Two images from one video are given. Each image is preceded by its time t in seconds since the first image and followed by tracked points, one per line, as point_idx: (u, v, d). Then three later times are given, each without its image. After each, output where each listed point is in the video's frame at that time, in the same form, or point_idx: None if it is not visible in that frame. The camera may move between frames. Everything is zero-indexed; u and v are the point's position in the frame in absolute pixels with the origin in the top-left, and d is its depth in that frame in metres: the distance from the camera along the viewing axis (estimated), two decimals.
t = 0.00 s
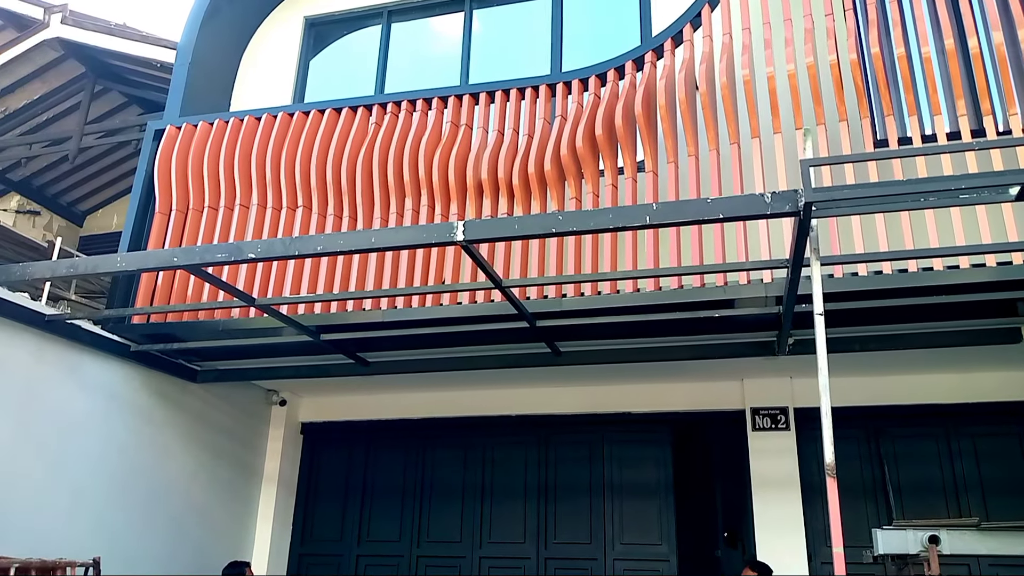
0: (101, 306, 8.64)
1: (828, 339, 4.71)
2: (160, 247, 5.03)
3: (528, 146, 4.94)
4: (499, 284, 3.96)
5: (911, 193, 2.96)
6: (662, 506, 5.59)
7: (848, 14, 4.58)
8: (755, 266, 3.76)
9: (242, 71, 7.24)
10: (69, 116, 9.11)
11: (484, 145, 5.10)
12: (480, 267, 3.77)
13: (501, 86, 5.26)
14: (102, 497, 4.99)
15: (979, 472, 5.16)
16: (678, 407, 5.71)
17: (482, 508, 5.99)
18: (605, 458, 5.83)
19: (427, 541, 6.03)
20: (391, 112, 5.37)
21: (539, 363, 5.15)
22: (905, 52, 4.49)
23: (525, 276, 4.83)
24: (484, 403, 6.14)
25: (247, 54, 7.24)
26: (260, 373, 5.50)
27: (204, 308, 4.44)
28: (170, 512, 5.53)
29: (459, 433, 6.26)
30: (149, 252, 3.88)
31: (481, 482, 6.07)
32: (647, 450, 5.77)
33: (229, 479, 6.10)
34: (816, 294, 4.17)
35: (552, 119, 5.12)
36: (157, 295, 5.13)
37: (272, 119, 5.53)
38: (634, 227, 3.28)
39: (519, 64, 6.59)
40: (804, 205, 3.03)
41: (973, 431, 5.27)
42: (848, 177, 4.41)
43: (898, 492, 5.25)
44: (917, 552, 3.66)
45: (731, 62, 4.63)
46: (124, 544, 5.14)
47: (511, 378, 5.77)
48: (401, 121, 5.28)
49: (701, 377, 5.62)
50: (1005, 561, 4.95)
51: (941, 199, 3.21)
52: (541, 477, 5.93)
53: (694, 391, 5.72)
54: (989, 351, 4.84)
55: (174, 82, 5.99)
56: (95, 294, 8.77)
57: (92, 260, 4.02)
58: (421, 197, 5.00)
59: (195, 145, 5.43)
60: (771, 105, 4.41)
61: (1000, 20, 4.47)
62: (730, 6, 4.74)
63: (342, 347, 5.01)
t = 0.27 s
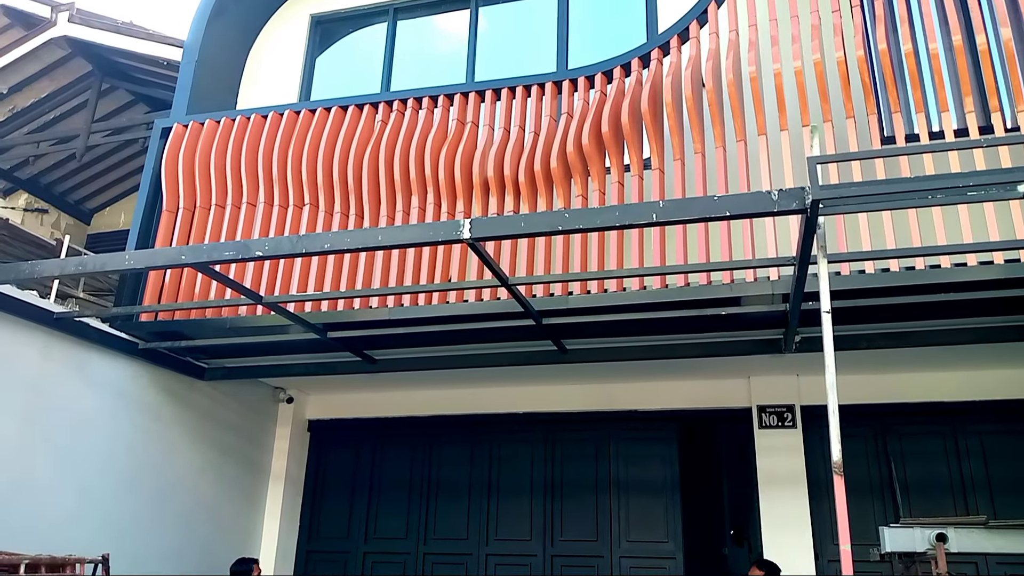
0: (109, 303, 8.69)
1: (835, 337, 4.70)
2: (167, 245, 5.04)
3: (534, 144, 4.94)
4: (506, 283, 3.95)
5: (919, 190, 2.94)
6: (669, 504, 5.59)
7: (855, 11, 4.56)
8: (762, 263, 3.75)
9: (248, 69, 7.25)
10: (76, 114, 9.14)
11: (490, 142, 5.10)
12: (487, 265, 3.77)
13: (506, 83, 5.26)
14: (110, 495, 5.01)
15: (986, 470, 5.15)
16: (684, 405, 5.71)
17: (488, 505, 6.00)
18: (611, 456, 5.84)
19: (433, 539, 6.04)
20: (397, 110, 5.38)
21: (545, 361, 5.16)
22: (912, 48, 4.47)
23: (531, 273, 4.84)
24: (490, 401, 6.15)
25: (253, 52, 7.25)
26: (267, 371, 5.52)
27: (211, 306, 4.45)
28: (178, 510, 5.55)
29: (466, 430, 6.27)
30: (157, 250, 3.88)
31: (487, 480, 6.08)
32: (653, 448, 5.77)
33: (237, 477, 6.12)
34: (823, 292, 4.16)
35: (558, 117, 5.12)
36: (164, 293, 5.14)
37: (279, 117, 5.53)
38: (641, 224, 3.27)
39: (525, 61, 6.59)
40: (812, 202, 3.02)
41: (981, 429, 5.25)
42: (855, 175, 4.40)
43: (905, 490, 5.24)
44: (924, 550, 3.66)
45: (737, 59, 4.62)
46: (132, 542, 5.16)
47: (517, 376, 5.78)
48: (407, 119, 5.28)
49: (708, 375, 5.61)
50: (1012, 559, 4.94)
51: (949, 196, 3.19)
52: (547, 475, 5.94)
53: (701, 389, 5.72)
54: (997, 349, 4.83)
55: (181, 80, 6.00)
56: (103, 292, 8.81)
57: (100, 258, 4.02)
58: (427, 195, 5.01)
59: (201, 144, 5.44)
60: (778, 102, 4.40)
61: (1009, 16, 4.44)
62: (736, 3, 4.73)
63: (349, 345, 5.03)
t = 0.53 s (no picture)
0: (124, 305, 8.75)
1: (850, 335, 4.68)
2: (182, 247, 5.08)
3: (545, 144, 4.95)
4: (518, 282, 3.95)
5: (933, 187, 2.92)
6: (683, 504, 5.59)
7: (867, 7, 4.54)
8: (776, 262, 3.74)
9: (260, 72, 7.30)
10: (90, 118, 9.22)
11: (502, 142, 5.11)
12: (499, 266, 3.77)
13: (517, 83, 5.26)
14: (126, 496, 5.05)
15: (1003, 469, 5.11)
16: (697, 404, 5.70)
17: (501, 505, 6.01)
18: (624, 455, 5.84)
19: (447, 538, 6.06)
20: (408, 111, 5.40)
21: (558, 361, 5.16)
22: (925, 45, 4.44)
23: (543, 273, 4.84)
24: (503, 401, 6.16)
25: (265, 55, 7.30)
26: (281, 371, 5.55)
27: (225, 307, 4.47)
28: (193, 510, 5.59)
29: (478, 430, 6.29)
30: (172, 252, 3.92)
31: (500, 480, 6.09)
32: (666, 448, 5.77)
33: (252, 477, 6.16)
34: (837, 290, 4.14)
35: (569, 116, 5.12)
36: (179, 294, 5.18)
37: (291, 119, 5.56)
38: (653, 223, 3.27)
39: (535, 61, 6.60)
40: (825, 200, 3.00)
41: (997, 428, 5.22)
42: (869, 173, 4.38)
43: (920, 489, 5.21)
44: (941, 549, 3.64)
45: (748, 57, 4.60)
46: (148, 541, 5.20)
47: (530, 376, 5.79)
48: (419, 120, 5.29)
49: (721, 374, 5.60)
50: None
51: (965, 193, 3.16)
52: (560, 475, 5.95)
53: (714, 388, 5.70)
54: (1014, 347, 4.79)
55: (194, 83, 6.04)
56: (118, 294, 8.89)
57: (115, 260, 4.04)
58: (439, 196, 5.03)
59: (215, 146, 5.48)
60: (790, 100, 4.38)
61: None
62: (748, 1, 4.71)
63: (362, 345, 5.05)
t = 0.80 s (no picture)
0: (134, 305, 8.80)
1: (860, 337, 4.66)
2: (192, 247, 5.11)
3: (555, 145, 4.95)
4: (527, 283, 3.95)
5: (944, 189, 2.90)
6: (691, 505, 5.58)
7: (878, 7, 4.52)
8: (786, 263, 3.72)
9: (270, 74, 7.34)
10: (102, 118, 9.28)
11: (511, 143, 5.12)
12: (508, 267, 3.77)
13: (526, 84, 5.27)
14: (137, 495, 5.08)
15: (1015, 471, 5.08)
16: (706, 405, 5.69)
17: (510, 506, 6.02)
18: (633, 456, 5.84)
19: (456, 539, 6.07)
20: (418, 112, 5.41)
21: (567, 361, 5.16)
22: (937, 45, 4.42)
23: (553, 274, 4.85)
24: (511, 401, 6.17)
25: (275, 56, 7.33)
26: (291, 372, 5.57)
27: (235, 307, 4.49)
28: (203, 509, 5.62)
29: (487, 431, 6.30)
30: (182, 252, 3.93)
31: (508, 480, 6.10)
32: (675, 449, 5.76)
33: (261, 476, 6.19)
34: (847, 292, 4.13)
35: (578, 117, 5.12)
36: (189, 295, 5.20)
37: (301, 120, 5.58)
38: (663, 224, 3.27)
39: (544, 62, 6.60)
40: (836, 202, 2.99)
41: (1009, 430, 5.19)
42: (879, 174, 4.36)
43: (931, 491, 5.19)
44: (952, 551, 3.62)
45: (759, 57, 4.59)
46: (159, 540, 5.23)
47: (538, 376, 5.79)
48: (428, 121, 5.30)
49: (730, 376, 5.59)
50: None
51: (977, 194, 3.14)
52: (569, 475, 5.95)
53: (723, 389, 5.69)
54: None
55: (205, 84, 6.08)
56: (129, 294, 8.94)
57: (127, 260, 4.06)
58: (448, 197, 5.03)
59: (225, 147, 5.51)
60: (800, 101, 4.36)
61: None
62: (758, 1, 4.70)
63: (372, 346, 5.07)
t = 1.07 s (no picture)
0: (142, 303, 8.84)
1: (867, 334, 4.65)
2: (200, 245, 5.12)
3: (561, 142, 4.95)
4: (533, 280, 3.95)
5: (953, 186, 2.89)
6: (698, 503, 5.58)
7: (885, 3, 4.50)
8: (793, 260, 3.71)
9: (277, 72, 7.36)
10: (109, 117, 9.32)
11: (518, 141, 5.12)
12: (515, 264, 3.77)
13: (533, 81, 5.27)
14: (145, 492, 5.10)
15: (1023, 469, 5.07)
16: (713, 403, 5.69)
17: (516, 503, 6.03)
18: (639, 454, 5.84)
19: (462, 536, 6.08)
20: (424, 109, 5.41)
21: (573, 359, 5.16)
22: (946, 41, 4.40)
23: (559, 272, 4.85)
24: (518, 399, 6.18)
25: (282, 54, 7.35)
26: (298, 369, 5.59)
27: (242, 305, 4.50)
28: (210, 506, 5.64)
29: (493, 428, 6.30)
30: (190, 250, 3.95)
31: (515, 478, 6.11)
32: (681, 447, 5.76)
33: (268, 474, 6.21)
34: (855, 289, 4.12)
35: (585, 115, 5.12)
36: (197, 292, 5.22)
37: (308, 118, 5.60)
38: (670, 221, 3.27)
39: (550, 59, 6.60)
40: (843, 199, 2.98)
41: (1017, 428, 5.17)
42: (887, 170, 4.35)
43: (938, 489, 5.18)
44: (959, 549, 3.61)
45: (766, 54, 4.58)
46: (167, 537, 5.26)
47: (544, 374, 5.80)
48: (434, 119, 5.30)
49: (736, 373, 5.59)
50: None
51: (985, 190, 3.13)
52: (575, 473, 5.96)
53: (729, 387, 5.69)
54: None
55: (212, 82, 6.10)
56: (137, 292, 8.98)
57: (134, 258, 4.08)
58: (454, 195, 5.04)
59: (232, 145, 5.53)
60: (807, 98, 4.35)
61: None
62: None
63: (378, 343, 5.08)
